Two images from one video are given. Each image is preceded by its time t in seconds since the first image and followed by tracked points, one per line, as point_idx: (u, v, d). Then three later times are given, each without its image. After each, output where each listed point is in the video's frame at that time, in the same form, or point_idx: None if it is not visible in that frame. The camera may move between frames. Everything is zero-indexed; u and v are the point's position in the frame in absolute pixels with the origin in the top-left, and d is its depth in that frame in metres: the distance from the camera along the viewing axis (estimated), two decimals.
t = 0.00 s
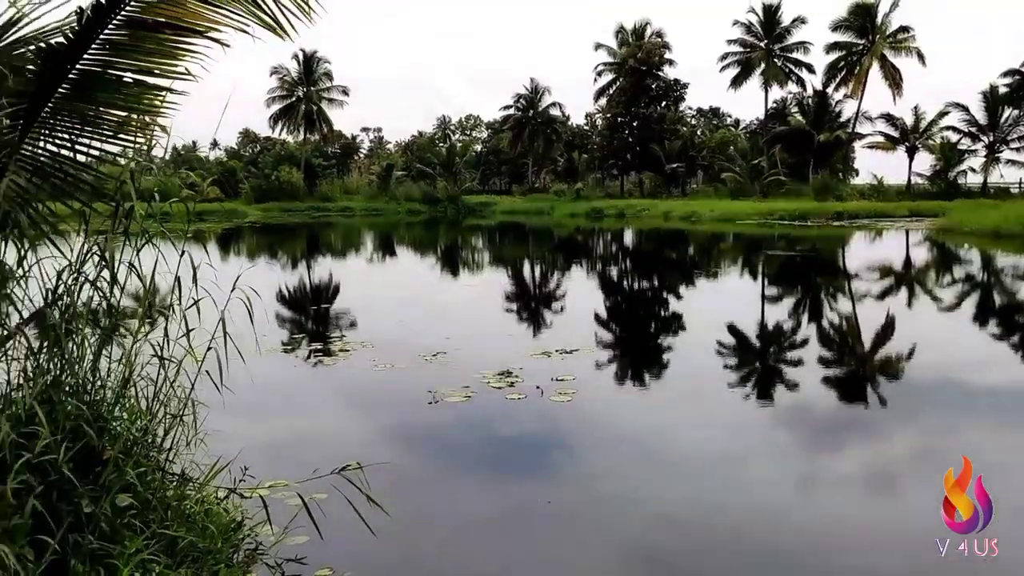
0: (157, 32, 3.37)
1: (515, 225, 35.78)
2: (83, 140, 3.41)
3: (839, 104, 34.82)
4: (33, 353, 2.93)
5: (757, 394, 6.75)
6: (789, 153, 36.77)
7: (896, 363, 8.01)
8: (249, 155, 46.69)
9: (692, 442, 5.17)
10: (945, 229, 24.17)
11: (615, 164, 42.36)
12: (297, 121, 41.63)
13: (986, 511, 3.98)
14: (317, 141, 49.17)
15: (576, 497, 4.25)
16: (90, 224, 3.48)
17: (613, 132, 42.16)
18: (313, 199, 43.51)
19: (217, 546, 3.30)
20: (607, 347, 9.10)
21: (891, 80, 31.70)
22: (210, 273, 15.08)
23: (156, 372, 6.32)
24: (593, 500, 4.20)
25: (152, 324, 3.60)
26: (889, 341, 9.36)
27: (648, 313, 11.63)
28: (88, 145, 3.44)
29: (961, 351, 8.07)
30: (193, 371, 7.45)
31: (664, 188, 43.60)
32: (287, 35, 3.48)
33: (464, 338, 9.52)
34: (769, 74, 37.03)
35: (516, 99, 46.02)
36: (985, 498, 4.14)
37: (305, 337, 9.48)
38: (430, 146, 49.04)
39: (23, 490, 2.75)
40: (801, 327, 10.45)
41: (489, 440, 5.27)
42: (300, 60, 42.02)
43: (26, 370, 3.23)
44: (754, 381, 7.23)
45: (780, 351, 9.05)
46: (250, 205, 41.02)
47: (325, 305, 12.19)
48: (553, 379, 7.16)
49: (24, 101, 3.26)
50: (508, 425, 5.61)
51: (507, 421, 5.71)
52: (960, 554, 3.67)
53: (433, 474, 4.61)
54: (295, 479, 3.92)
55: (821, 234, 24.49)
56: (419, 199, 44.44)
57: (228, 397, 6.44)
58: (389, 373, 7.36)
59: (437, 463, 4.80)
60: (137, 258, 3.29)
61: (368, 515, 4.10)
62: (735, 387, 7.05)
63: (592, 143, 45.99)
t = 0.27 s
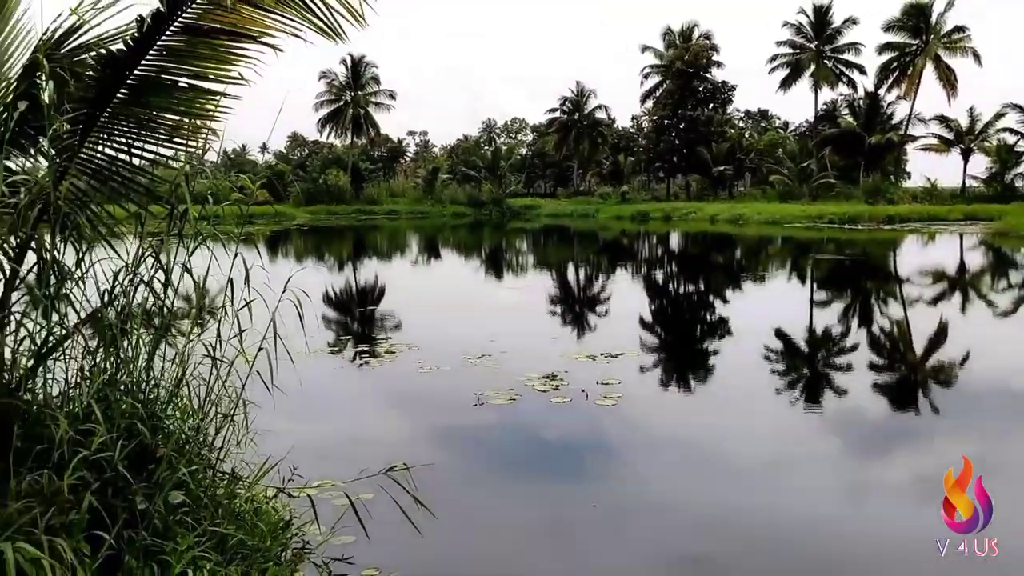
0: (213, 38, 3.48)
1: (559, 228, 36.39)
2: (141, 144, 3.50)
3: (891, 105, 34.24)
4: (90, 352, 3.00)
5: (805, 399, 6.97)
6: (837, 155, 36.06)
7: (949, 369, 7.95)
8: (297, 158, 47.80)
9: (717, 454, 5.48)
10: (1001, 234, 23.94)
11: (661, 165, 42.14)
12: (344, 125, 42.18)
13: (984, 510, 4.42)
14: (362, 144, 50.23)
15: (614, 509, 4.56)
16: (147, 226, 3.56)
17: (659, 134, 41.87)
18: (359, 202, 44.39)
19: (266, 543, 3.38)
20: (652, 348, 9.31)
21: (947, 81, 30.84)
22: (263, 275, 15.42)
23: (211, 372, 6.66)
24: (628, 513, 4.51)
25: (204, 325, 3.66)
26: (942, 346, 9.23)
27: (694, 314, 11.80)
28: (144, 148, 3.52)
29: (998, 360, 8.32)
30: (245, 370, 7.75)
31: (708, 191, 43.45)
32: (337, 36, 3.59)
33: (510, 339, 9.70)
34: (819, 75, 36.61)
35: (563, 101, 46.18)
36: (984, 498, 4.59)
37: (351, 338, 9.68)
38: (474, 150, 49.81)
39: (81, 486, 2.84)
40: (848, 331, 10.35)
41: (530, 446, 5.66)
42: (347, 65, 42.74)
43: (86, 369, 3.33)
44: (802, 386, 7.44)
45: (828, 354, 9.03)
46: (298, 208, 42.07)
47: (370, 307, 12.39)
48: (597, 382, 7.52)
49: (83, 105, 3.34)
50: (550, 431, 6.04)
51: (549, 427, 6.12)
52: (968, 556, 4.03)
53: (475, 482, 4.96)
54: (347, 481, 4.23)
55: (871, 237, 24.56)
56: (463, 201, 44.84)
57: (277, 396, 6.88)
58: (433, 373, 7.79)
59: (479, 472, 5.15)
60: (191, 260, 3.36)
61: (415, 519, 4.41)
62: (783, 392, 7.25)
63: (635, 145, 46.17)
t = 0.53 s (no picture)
0: (261, 45, 3.53)
1: (599, 232, 36.27)
2: (191, 150, 3.59)
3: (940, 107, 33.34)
4: (138, 354, 3.07)
5: (851, 407, 6.89)
6: (885, 159, 35.24)
7: (1000, 378, 7.73)
8: (340, 164, 48.50)
9: (757, 463, 5.45)
10: None
11: (703, 170, 41.70)
12: (386, 130, 42.72)
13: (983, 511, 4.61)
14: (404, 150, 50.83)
15: (655, 517, 4.55)
16: (197, 229, 3.64)
17: (701, 138, 41.43)
18: (401, 207, 44.81)
19: (309, 545, 3.44)
20: (694, 353, 9.20)
21: (997, 83, 29.95)
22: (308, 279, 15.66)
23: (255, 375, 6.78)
24: (669, 522, 4.51)
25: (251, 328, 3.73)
26: (992, 354, 8.97)
27: (736, 319, 11.66)
28: (195, 154, 3.61)
29: None
30: (288, 373, 7.85)
31: (750, 196, 42.87)
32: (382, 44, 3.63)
33: (548, 344, 9.66)
34: (865, 78, 35.80)
35: (604, 106, 46.04)
36: (983, 498, 4.79)
37: (391, 342, 9.73)
38: (515, 154, 50.05)
39: (131, 485, 2.91)
40: (894, 338, 10.09)
41: (569, 448, 5.73)
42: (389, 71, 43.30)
43: (136, 370, 3.40)
44: (847, 394, 7.34)
45: (874, 361, 8.83)
46: (341, 213, 42.68)
47: (411, 311, 12.45)
48: (638, 388, 7.44)
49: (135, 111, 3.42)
50: (587, 435, 6.02)
51: (588, 431, 6.12)
52: (968, 555, 4.18)
53: (514, 486, 4.99)
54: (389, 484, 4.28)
55: (920, 243, 24.00)
56: (504, 206, 44.89)
57: (321, 399, 6.97)
58: (473, 378, 7.81)
59: (519, 475, 5.17)
60: (238, 264, 3.41)
61: (456, 521, 4.46)
62: (828, 399, 7.17)
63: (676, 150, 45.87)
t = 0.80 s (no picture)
0: (302, 51, 3.59)
1: (637, 237, 36.04)
2: (233, 156, 3.66)
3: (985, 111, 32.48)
4: (181, 357, 3.12)
5: (892, 417, 6.74)
6: (928, 163, 34.43)
7: None
8: (377, 169, 49.00)
9: (798, 472, 5.37)
10: None
11: (741, 175, 41.22)
12: (423, 135, 43.06)
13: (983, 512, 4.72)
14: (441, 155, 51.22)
15: (693, 526, 4.51)
16: (239, 233, 3.69)
17: (740, 143, 41.04)
18: (438, 212, 45.07)
19: (350, 548, 3.49)
20: (732, 360, 9.07)
21: None
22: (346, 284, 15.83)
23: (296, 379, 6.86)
24: (708, 531, 4.46)
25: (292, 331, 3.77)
26: None
27: (775, 325, 11.48)
28: (237, 159, 3.67)
29: None
30: (328, 377, 7.93)
31: (789, 201, 42.27)
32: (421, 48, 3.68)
33: (584, 349, 9.62)
34: (908, 81, 35.03)
35: (642, 111, 45.82)
36: (983, 498, 4.92)
37: (428, 346, 9.77)
38: (551, 160, 50.08)
39: (175, 486, 2.96)
40: (938, 346, 9.83)
41: (603, 452, 5.73)
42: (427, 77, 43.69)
43: (180, 373, 3.47)
44: (888, 403, 7.18)
45: (916, 369, 8.62)
46: (379, 218, 43.10)
47: (447, 315, 12.50)
48: (677, 395, 7.35)
49: (180, 118, 3.49)
50: (623, 440, 5.99)
51: (624, 436, 6.09)
52: (968, 556, 4.28)
53: (551, 491, 4.98)
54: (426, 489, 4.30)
55: (966, 249, 23.42)
56: (541, 211, 44.86)
57: (361, 403, 7.03)
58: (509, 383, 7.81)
59: (556, 481, 5.16)
60: (279, 268, 3.45)
61: (494, 526, 4.46)
62: (869, 408, 7.03)
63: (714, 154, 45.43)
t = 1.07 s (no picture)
0: (340, 59, 3.64)
1: (673, 243, 35.81)
2: (273, 163, 3.72)
3: None
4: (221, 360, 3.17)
5: (932, 425, 6.59)
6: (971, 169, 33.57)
7: None
8: (413, 174, 49.43)
9: (838, 482, 5.26)
10: None
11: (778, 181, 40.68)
12: (458, 141, 43.32)
13: (985, 513, 4.74)
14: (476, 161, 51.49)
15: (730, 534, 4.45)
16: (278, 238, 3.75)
17: (777, 148, 40.21)
18: (473, 217, 45.28)
19: (385, 553, 3.51)
20: (768, 367, 8.93)
21: None
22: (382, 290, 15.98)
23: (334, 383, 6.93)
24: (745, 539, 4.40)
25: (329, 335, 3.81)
26: None
27: (812, 332, 11.27)
28: (276, 166, 3.73)
29: None
30: (365, 382, 8.01)
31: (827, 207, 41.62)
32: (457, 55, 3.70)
33: (617, 356, 9.57)
34: (951, 85, 34.21)
35: (678, 116, 45.55)
36: (984, 499, 4.95)
37: (463, 352, 9.81)
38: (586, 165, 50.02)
39: (215, 489, 3.01)
40: (980, 354, 9.57)
41: (637, 458, 5.69)
42: (462, 82, 43.96)
43: (220, 377, 3.52)
44: (928, 411, 7.02)
45: (958, 378, 8.40)
46: (414, 223, 43.43)
47: (482, 321, 12.53)
48: (713, 402, 7.26)
49: (221, 125, 3.56)
50: (658, 447, 5.94)
51: (659, 443, 6.04)
52: (969, 555, 4.29)
53: (586, 497, 4.97)
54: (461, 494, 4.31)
55: (1012, 256, 22.80)
56: (576, 217, 44.77)
57: (397, 407, 7.08)
58: (544, 389, 7.80)
59: (591, 487, 5.13)
60: (318, 273, 3.50)
61: (530, 532, 4.46)
62: (909, 416, 6.87)
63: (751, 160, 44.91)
